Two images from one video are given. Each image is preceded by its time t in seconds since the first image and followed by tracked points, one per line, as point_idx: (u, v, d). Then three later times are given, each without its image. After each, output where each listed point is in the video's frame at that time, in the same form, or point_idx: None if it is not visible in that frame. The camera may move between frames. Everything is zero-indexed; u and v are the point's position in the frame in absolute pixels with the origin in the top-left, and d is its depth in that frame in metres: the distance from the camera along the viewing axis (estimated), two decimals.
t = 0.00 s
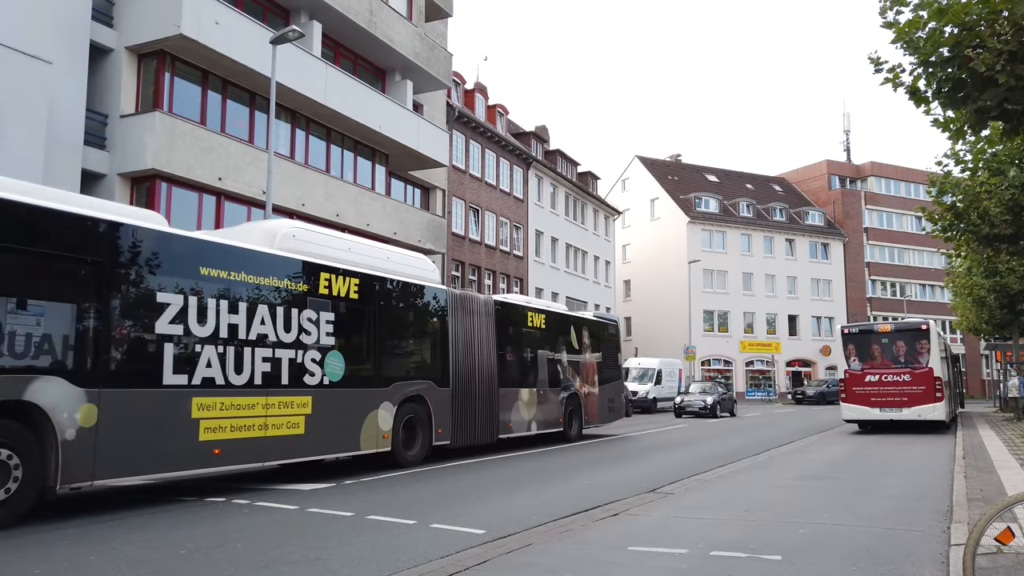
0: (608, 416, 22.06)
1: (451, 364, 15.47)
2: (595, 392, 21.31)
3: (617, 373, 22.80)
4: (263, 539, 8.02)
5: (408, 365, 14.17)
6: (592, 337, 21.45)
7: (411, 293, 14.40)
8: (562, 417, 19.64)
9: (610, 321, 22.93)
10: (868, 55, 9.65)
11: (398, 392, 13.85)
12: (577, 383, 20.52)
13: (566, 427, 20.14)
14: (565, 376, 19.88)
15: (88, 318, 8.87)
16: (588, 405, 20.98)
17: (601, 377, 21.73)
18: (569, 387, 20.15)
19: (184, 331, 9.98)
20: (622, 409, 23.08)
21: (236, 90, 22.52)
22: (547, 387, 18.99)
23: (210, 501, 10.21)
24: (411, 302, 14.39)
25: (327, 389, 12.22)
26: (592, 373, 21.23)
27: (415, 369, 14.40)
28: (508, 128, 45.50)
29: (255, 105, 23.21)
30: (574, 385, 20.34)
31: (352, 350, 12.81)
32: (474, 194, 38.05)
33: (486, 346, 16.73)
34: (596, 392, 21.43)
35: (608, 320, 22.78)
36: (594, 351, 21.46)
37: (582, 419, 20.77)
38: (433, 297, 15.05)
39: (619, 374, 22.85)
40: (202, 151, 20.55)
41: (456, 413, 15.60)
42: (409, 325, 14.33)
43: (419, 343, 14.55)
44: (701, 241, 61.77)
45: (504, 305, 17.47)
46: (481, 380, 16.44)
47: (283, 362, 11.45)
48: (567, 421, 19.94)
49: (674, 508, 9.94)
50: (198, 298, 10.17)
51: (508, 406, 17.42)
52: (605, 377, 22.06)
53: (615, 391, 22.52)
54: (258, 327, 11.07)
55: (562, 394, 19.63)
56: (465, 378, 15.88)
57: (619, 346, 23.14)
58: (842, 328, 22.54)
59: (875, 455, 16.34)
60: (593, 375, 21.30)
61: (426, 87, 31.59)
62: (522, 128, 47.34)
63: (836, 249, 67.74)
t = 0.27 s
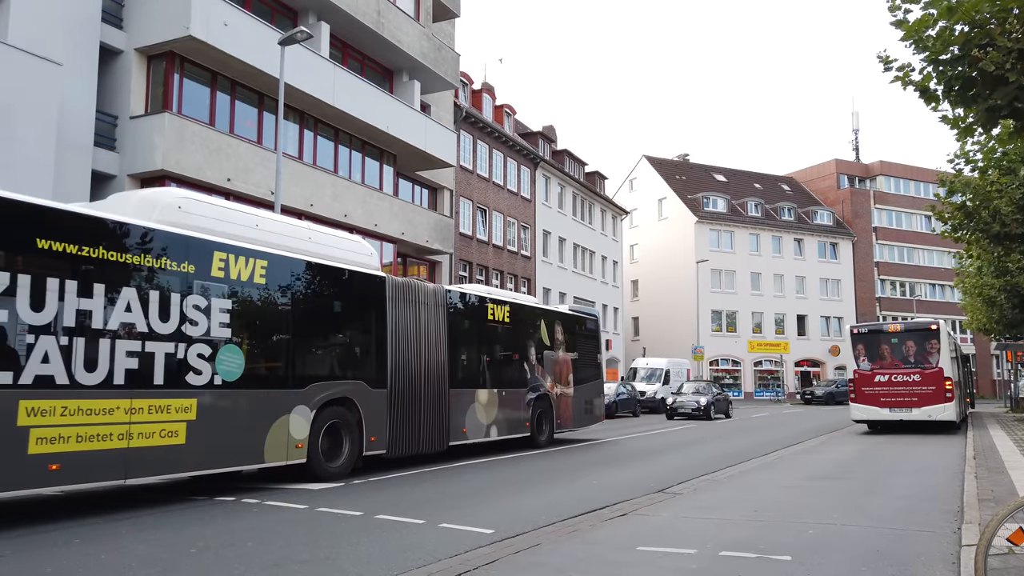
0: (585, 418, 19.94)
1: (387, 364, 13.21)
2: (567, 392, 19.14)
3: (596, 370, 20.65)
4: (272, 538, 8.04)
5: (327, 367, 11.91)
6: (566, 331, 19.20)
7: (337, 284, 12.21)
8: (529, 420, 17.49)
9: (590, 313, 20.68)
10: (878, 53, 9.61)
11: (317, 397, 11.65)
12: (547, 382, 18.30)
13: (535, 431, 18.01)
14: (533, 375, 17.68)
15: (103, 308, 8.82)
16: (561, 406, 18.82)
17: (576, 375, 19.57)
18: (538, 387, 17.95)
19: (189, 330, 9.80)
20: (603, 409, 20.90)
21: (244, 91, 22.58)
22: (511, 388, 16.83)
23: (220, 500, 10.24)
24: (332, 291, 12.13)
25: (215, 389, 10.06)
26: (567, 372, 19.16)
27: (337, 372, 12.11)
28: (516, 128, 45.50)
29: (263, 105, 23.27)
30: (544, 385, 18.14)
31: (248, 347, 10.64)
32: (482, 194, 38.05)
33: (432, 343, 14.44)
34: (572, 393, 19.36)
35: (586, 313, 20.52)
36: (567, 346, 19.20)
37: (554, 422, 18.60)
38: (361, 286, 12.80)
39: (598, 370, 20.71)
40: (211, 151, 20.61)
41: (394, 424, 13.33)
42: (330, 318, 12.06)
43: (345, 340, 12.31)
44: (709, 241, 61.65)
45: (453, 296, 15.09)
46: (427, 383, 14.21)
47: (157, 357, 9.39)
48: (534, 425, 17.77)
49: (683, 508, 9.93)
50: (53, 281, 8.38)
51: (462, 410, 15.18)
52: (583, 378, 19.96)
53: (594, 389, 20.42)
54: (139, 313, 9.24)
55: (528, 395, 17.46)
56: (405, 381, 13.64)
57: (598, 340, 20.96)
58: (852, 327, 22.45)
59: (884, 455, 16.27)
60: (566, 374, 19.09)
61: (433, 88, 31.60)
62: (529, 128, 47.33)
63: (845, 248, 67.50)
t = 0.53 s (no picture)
0: (559, 422, 18.39)
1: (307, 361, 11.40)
2: (538, 393, 17.59)
3: (571, 369, 19.12)
4: (286, 537, 8.08)
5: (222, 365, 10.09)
6: (536, 326, 17.62)
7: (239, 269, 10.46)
8: (492, 423, 15.81)
9: (563, 308, 19.13)
10: (891, 52, 9.57)
11: (211, 397, 9.88)
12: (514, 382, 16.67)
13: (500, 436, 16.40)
14: (499, 374, 16.05)
15: (111, 310, 8.81)
16: (530, 407, 17.26)
17: (548, 375, 18.01)
18: (505, 387, 16.33)
19: (202, 331, 9.86)
20: (580, 412, 19.45)
21: (257, 93, 22.69)
22: (470, 388, 15.11)
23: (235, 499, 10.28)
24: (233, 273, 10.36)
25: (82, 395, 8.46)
26: (536, 370, 17.52)
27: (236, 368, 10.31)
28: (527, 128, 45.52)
29: (276, 107, 23.38)
30: (511, 384, 16.52)
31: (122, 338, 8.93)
32: (493, 194, 38.09)
33: (369, 337, 12.62)
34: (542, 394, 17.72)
35: (559, 307, 18.95)
36: (537, 342, 17.65)
37: (522, 425, 17.00)
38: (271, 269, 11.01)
39: (573, 369, 19.18)
40: (225, 153, 20.72)
41: (316, 430, 11.53)
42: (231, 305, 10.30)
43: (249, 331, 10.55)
44: (722, 241, 61.48)
45: (408, 284, 13.64)
46: (362, 383, 12.44)
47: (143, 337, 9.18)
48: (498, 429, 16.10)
49: (697, 508, 9.91)
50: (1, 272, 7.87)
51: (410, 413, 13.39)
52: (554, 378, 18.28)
53: (568, 391, 18.86)
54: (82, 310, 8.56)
55: (491, 396, 15.81)
56: (331, 379, 11.84)
57: (574, 337, 19.46)
58: (866, 327, 22.34)
59: (899, 455, 16.19)
60: (536, 373, 17.54)
61: (445, 88, 31.66)
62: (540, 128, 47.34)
63: (860, 248, 67.13)
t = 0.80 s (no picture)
0: (532, 426, 16.84)
1: (212, 356, 9.89)
2: (506, 394, 16.01)
3: (547, 369, 17.52)
4: (309, 537, 8.13)
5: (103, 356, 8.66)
6: (504, 320, 16.03)
7: (130, 239, 9.09)
8: (447, 429, 14.27)
9: (540, 300, 17.48)
10: (913, 50, 9.50)
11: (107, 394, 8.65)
12: (475, 382, 15.11)
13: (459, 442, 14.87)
14: (456, 372, 14.52)
15: (125, 314, 8.96)
16: (495, 411, 15.71)
17: (519, 375, 16.42)
18: (464, 387, 14.80)
19: (218, 333, 10.01)
20: (558, 416, 17.91)
21: (278, 96, 22.85)
22: (422, 388, 13.58)
23: (258, 499, 10.35)
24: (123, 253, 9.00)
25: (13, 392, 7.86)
26: (505, 370, 15.98)
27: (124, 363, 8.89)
28: (545, 128, 45.54)
29: (296, 110, 23.52)
30: (471, 384, 14.98)
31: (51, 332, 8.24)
32: (511, 195, 38.12)
33: (284, 330, 10.91)
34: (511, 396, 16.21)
35: (535, 300, 17.29)
36: (505, 338, 16.07)
37: (484, 430, 15.46)
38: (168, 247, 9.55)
39: (550, 369, 17.57)
40: (246, 156, 20.88)
41: (226, 438, 10.03)
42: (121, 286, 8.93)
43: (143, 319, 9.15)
44: (742, 240, 61.18)
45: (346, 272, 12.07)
46: (278, 384, 10.78)
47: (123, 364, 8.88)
48: (455, 434, 14.56)
49: (718, 510, 9.87)
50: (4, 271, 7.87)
51: (345, 416, 11.87)
52: (527, 379, 16.75)
53: (543, 393, 17.27)
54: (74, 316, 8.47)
55: (447, 397, 14.26)
56: (245, 377, 10.33)
57: (553, 334, 17.84)
58: (889, 327, 22.15)
59: (924, 456, 16.03)
60: (504, 372, 15.96)
61: (463, 90, 31.72)
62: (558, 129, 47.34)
63: (882, 246, 66.53)
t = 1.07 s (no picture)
0: (508, 435, 14.83)
1: (128, 357, 8.63)
2: (474, 397, 13.97)
3: (526, 369, 15.52)
4: (343, 537, 8.19)
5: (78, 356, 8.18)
6: (473, 314, 14.07)
7: (121, 231, 8.73)
8: (398, 437, 12.30)
9: (518, 292, 15.49)
10: (952, 45, 9.27)
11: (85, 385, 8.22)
12: (435, 382, 13.10)
13: (415, 452, 12.86)
14: (410, 371, 12.56)
15: (168, 317, 9.05)
16: (461, 416, 13.67)
17: (492, 375, 14.49)
18: (421, 388, 12.81)
19: (262, 335, 10.06)
20: (540, 422, 15.92)
21: (309, 100, 23.06)
22: (369, 391, 11.75)
23: (293, 498, 10.45)
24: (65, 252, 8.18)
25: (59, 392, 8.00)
26: (473, 370, 14.00)
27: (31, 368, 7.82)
28: (574, 128, 45.47)
29: (327, 113, 23.72)
30: (430, 385, 13.00)
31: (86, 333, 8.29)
32: (541, 196, 38.11)
33: (180, 319, 9.17)
34: (483, 401, 14.22)
35: (512, 292, 15.28)
36: (474, 333, 14.09)
37: (447, 438, 13.42)
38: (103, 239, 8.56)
39: (528, 369, 15.54)
40: (279, 159, 21.10)
41: (120, 448, 8.52)
42: (53, 284, 8.04)
43: (72, 317, 8.15)
44: (774, 239, 60.60)
45: (272, 253, 10.38)
46: (171, 381, 9.02)
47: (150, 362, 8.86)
48: (410, 442, 12.57)
49: (752, 512, 9.78)
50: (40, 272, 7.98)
51: (263, 420, 9.98)
52: (502, 382, 14.76)
53: (521, 396, 15.27)
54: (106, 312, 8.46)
55: (398, 400, 12.28)
56: (123, 371, 8.56)
57: (534, 330, 15.87)
58: (927, 327, 21.78)
59: (963, 458, 15.75)
60: (471, 373, 13.93)
61: (492, 91, 31.78)
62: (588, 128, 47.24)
63: (919, 244, 65.48)
